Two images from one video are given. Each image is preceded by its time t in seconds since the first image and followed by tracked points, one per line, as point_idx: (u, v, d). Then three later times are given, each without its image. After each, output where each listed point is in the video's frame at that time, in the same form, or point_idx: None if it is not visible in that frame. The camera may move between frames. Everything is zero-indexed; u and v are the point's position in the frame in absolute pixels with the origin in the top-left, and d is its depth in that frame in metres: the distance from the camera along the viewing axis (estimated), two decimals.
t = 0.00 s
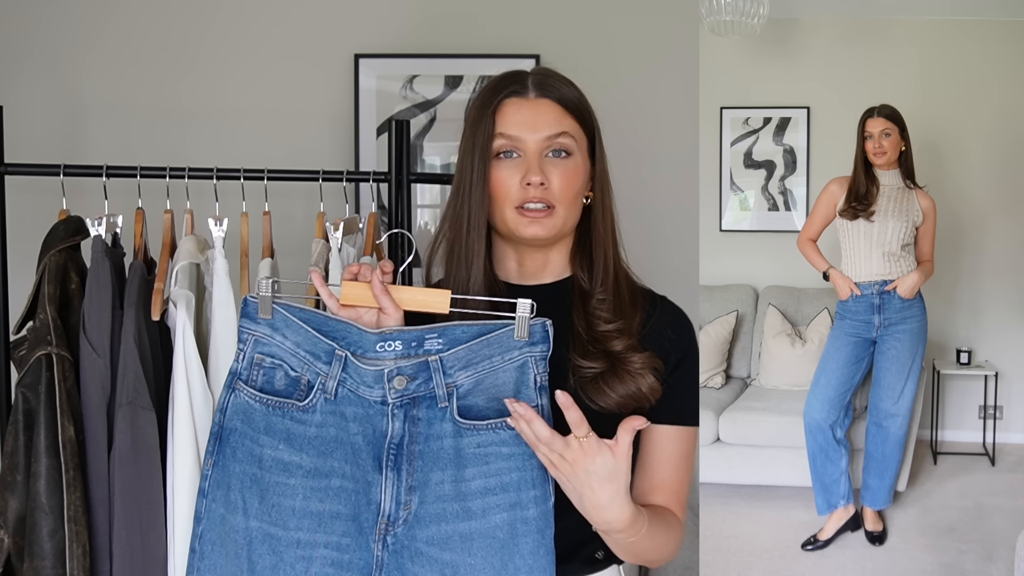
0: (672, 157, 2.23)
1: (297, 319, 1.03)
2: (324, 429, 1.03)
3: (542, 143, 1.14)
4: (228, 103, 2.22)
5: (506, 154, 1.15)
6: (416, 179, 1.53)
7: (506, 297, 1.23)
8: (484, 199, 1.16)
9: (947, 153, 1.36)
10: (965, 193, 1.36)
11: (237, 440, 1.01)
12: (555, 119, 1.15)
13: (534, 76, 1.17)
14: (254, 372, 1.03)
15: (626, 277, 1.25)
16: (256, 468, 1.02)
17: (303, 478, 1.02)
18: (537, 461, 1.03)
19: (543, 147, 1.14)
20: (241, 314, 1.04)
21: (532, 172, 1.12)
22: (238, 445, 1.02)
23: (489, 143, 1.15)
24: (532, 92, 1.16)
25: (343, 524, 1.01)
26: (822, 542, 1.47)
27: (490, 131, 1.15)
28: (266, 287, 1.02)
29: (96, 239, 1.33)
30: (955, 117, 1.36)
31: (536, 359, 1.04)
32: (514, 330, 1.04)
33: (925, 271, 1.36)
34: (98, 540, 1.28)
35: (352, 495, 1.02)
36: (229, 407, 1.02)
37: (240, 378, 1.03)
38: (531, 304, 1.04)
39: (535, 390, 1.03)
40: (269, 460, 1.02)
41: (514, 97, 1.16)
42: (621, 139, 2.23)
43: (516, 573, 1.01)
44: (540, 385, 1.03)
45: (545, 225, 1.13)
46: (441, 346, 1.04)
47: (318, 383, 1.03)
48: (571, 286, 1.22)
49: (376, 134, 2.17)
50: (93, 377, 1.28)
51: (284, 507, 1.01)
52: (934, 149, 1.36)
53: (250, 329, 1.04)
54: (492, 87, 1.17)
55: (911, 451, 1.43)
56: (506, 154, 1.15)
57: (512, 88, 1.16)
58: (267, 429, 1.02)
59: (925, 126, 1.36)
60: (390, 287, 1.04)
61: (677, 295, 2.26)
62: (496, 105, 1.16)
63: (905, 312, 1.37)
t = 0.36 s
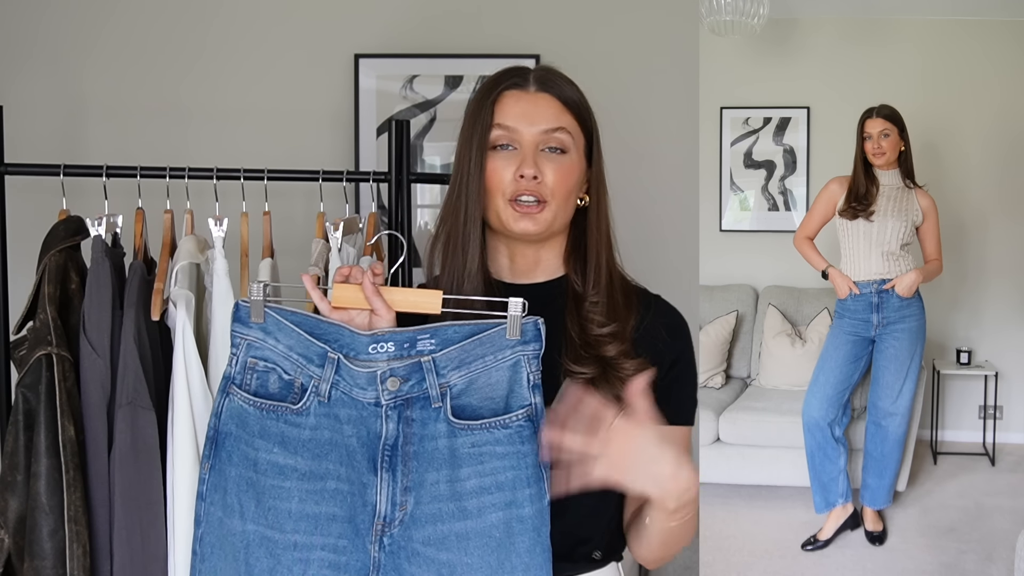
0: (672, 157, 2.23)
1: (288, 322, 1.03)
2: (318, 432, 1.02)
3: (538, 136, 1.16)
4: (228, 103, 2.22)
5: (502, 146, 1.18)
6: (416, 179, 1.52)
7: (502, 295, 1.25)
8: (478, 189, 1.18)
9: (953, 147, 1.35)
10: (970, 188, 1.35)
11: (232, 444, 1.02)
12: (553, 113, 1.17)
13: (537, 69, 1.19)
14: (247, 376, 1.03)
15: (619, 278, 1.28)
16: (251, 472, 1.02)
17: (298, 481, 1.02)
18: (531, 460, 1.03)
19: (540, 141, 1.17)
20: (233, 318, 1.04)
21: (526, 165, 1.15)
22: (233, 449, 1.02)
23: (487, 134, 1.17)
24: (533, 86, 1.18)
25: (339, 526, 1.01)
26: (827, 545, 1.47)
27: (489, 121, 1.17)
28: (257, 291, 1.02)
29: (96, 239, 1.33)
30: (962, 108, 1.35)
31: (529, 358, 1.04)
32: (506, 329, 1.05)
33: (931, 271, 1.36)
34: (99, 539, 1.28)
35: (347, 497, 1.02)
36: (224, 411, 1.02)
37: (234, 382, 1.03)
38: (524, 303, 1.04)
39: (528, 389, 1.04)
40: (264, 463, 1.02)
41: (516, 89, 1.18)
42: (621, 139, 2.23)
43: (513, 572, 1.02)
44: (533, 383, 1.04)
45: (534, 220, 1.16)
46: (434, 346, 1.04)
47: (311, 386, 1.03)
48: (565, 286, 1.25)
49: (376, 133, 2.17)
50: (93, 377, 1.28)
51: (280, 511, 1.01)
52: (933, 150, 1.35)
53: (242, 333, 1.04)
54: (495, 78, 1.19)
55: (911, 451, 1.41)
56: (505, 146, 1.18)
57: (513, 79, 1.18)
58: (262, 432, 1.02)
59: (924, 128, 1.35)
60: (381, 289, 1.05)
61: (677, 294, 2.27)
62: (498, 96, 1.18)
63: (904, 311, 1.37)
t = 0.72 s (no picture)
0: (671, 157, 2.23)
1: (282, 327, 1.03)
2: (313, 436, 1.03)
3: (527, 143, 1.17)
4: (228, 103, 2.22)
5: (492, 155, 1.18)
6: (416, 178, 1.53)
7: (497, 295, 1.26)
8: (472, 200, 1.19)
9: (965, 142, 1.16)
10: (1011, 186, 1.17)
11: (227, 449, 1.01)
12: (540, 119, 1.17)
13: (517, 75, 1.19)
14: (241, 381, 1.03)
15: (616, 275, 1.30)
16: (246, 477, 1.02)
17: (294, 485, 1.02)
18: (526, 460, 1.04)
19: (529, 148, 1.17)
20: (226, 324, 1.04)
21: (518, 174, 1.16)
22: (228, 454, 1.02)
23: (475, 145, 1.17)
24: (516, 93, 1.18)
25: (335, 530, 1.02)
26: (833, 549, 1.25)
27: (475, 131, 1.17)
28: (250, 296, 1.02)
29: (96, 239, 1.33)
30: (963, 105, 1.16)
31: (521, 358, 1.06)
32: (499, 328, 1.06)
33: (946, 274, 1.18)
34: (99, 540, 1.28)
35: (343, 500, 1.02)
36: (218, 416, 1.02)
37: (227, 387, 1.03)
38: (514, 302, 1.05)
39: (521, 389, 1.05)
40: (260, 468, 1.02)
41: (499, 97, 1.18)
42: (620, 138, 2.23)
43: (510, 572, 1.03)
44: (526, 383, 1.05)
45: (531, 228, 1.16)
46: (426, 348, 1.05)
47: (305, 390, 1.03)
48: (562, 285, 1.26)
49: (376, 133, 2.17)
50: (93, 377, 1.28)
51: (276, 515, 1.01)
52: (934, 151, 1.16)
53: (236, 338, 1.03)
54: (476, 87, 1.19)
55: (910, 450, 1.24)
56: (494, 155, 1.18)
57: (497, 88, 1.18)
58: (257, 438, 1.02)
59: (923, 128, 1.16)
60: (373, 291, 1.05)
61: (677, 293, 2.27)
62: (481, 105, 1.18)
63: (902, 308, 1.19)
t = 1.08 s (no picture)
0: (671, 157, 2.23)
1: (282, 328, 1.03)
2: (313, 437, 1.03)
3: (525, 146, 1.17)
4: (228, 103, 2.22)
5: (490, 158, 1.18)
6: (416, 179, 1.52)
7: (499, 297, 1.26)
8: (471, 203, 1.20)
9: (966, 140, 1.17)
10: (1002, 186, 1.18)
11: (224, 451, 1.01)
12: (538, 121, 1.17)
13: (515, 77, 1.19)
14: (240, 382, 1.03)
15: (620, 278, 1.30)
16: (245, 478, 1.01)
17: (293, 486, 1.02)
18: (527, 461, 1.04)
19: (527, 150, 1.17)
20: (225, 324, 1.04)
21: (516, 177, 1.15)
22: (225, 456, 1.02)
23: (474, 148, 1.18)
24: (514, 95, 1.18)
25: (334, 531, 1.02)
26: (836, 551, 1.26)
27: (473, 134, 1.17)
28: (250, 297, 1.02)
29: (96, 239, 1.33)
30: (962, 105, 1.16)
31: (522, 360, 1.06)
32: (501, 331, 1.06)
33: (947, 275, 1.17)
34: (99, 540, 1.28)
35: (343, 502, 1.02)
36: (216, 417, 1.01)
37: (226, 388, 1.02)
38: (517, 304, 1.05)
39: (522, 391, 1.05)
40: (259, 469, 1.02)
41: (497, 100, 1.18)
42: (620, 138, 2.23)
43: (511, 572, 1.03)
44: (528, 385, 1.05)
45: (530, 230, 1.16)
46: (428, 350, 1.05)
47: (306, 392, 1.03)
48: (564, 286, 1.26)
49: (376, 133, 2.17)
50: (93, 377, 1.28)
51: (275, 517, 1.01)
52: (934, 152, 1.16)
53: (235, 339, 1.03)
54: (474, 90, 1.19)
55: (911, 450, 1.24)
56: (493, 158, 1.18)
57: (495, 91, 1.18)
58: (256, 439, 1.02)
59: (921, 130, 1.16)
60: (374, 293, 1.05)
61: (677, 293, 2.27)
62: (480, 109, 1.18)
63: (901, 309, 1.19)
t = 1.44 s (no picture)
0: (671, 157, 2.23)
1: (283, 328, 1.03)
2: (316, 437, 1.03)
3: (531, 146, 1.17)
4: (227, 103, 2.22)
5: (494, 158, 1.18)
6: (416, 179, 1.52)
7: (497, 295, 1.26)
8: (474, 202, 1.18)
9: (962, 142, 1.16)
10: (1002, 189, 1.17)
11: (227, 451, 1.01)
12: (544, 122, 1.18)
13: (519, 77, 1.19)
14: (241, 383, 1.03)
15: (616, 274, 1.30)
16: (247, 478, 1.01)
17: (296, 486, 1.02)
18: (528, 459, 1.04)
19: (533, 150, 1.17)
20: (227, 325, 1.04)
21: (523, 177, 1.16)
22: (228, 456, 1.01)
23: (478, 148, 1.17)
24: (519, 95, 1.18)
25: (337, 530, 1.02)
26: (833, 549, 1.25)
27: (479, 134, 1.17)
28: (251, 298, 1.02)
29: (96, 239, 1.33)
30: (963, 104, 1.16)
31: (524, 358, 1.06)
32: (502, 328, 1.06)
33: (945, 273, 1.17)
34: (99, 539, 1.28)
35: (346, 500, 1.02)
36: (218, 418, 1.01)
37: (228, 389, 1.02)
38: (517, 303, 1.06)
39: (523, 388, 1.06)
40: (261, 470, 1.01)
41: (502, 100, 1.18)
42: (620, 138, 2.23)
43: (513, 570, 1.03)
44: (529, 383, 1.06)
45: (537, 229, 1.18)
46: (429, 349, 1.05)
47: (308, 391, 1.03)
48: (562, 284, 1.26)
49: (376, 133, 2.17)
50: (93, 377, 1.28)
51: (278, 516, 1.01)
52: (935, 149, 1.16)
53: (236, 340, 1.03)
54: (478, 89, 1.18)
55: (910, 450, 1.23)
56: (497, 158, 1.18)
57: (499, 91, 1.18)
58: (258, 439, 1.02)
59: (923, 126, 1.16)
60: (376, 292, 1.05)
61: (677, 293, 2.27)
62: (484, 108, 1.17)
63: (901, 309, 1.19)
